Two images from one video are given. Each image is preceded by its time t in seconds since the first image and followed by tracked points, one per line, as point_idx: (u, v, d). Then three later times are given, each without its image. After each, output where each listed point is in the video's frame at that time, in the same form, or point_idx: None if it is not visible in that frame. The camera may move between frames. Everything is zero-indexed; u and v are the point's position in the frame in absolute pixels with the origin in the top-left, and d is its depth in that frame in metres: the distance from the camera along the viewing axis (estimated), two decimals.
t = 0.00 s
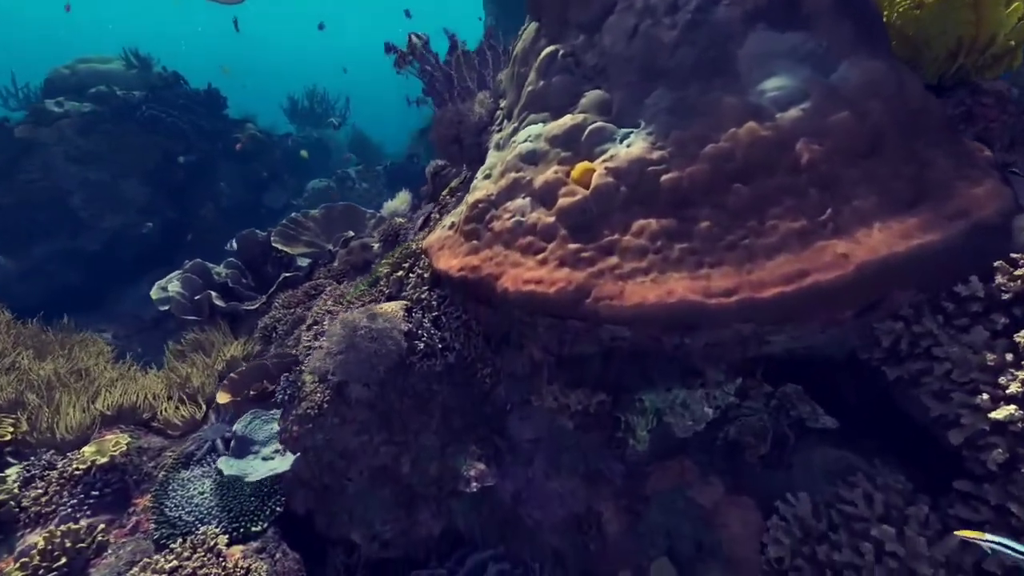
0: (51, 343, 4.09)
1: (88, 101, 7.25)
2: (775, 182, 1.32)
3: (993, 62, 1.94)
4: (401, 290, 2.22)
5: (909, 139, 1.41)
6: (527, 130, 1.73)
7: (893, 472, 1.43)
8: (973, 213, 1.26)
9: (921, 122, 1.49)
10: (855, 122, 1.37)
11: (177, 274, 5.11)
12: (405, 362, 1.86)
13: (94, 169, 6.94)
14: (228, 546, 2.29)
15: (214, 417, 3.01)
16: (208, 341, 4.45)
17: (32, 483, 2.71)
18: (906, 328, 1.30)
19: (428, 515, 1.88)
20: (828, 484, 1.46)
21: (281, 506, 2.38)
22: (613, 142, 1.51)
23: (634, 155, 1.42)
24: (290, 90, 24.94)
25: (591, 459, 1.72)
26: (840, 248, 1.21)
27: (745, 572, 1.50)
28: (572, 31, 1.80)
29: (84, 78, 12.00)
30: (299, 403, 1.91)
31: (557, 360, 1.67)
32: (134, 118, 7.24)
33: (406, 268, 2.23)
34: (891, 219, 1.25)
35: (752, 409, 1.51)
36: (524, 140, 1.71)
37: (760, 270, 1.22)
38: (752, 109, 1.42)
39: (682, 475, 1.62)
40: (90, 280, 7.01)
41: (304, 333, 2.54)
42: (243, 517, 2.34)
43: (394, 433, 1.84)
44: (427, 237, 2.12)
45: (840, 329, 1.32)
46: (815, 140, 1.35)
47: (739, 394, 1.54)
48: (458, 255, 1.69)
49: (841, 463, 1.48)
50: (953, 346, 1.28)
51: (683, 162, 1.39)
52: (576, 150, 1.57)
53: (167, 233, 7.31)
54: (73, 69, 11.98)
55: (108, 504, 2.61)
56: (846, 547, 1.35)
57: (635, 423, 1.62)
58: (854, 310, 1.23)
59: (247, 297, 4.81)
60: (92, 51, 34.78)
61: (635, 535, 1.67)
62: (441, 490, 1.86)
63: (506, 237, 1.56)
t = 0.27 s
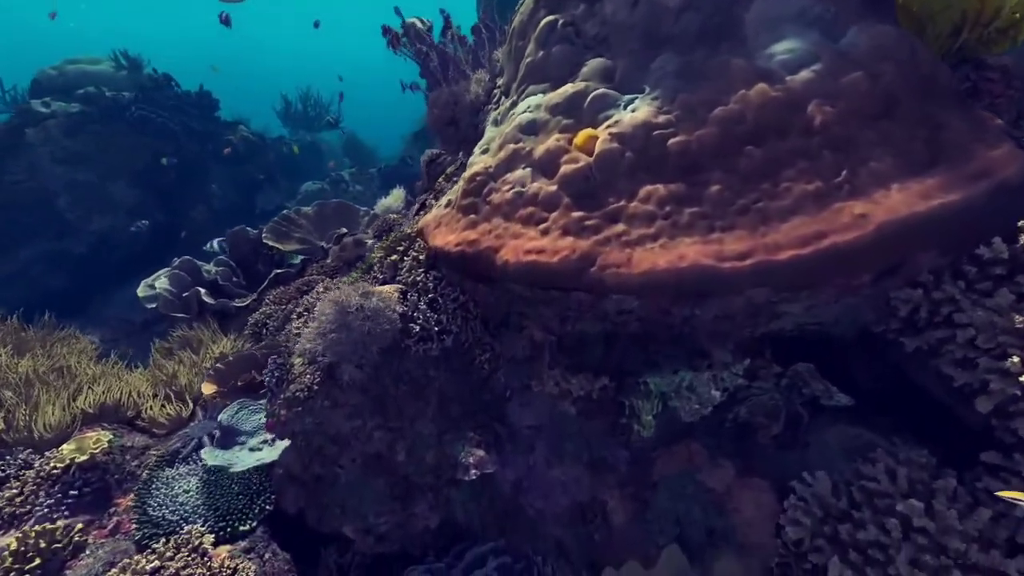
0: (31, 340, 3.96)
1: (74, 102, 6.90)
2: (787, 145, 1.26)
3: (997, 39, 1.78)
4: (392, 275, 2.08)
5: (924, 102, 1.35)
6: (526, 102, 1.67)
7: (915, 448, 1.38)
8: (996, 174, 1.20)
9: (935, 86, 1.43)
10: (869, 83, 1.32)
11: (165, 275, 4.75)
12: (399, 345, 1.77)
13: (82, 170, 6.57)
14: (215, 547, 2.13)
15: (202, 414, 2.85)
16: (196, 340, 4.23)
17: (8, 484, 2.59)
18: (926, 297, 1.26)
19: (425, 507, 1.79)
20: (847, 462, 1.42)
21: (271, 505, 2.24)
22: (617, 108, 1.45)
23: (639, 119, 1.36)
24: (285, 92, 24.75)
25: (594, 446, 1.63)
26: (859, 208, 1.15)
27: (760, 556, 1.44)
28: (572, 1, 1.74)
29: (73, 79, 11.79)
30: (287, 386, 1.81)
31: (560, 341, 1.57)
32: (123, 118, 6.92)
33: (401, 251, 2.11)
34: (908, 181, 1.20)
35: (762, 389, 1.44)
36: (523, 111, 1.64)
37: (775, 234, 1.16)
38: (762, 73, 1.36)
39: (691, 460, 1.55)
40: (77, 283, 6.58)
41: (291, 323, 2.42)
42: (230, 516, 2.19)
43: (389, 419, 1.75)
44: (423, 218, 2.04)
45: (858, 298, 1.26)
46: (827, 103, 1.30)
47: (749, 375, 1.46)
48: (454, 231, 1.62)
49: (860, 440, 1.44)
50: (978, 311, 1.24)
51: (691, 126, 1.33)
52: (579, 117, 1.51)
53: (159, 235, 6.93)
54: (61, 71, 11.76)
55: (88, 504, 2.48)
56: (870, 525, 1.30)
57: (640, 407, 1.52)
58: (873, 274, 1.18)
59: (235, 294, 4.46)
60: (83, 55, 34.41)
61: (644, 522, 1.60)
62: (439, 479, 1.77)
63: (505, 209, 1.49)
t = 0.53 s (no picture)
0: (11, 339, 3.85)
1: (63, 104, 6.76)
2: (797, 110, 1.22)
3: (999, 18, 1.64)
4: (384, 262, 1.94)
5: (935, 68, 1.31)
6: (525, 76, 1.62)
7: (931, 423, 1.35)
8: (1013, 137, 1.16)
9: (946, 53, 1.39)
10: (880, 48, 1.28)
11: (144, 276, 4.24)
12: (394, 329, 1.69)
13: (68, 171, 6.37)
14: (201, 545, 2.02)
15: (188, 411, 2.75)
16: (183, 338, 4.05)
17: None
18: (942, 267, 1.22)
19: (421, 498, 1.71)
20: (863, 440, 1.38)
21: (260, 504, 2.11)
22: (621, 76, 1.41)
23: (644, 86, 1.31)
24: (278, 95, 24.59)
25: (598, 432, 1.57)
26: (875, 171, 1.11)
27: (774, 540, 1.39)
28: None
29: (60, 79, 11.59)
30: (275, 369, 1.72)
31: (562, 321, 1.50)
32: (111, 117, 6.75)
33: (396, 236, 1.98)
34: (923, 144, 1.16)
35: (770, 368, 1.43)
36: (523, 85, 1.58)
37: (788, 198, 1.11)
38: (769, 38, 1.32)
39: (699, 444, 1.49)
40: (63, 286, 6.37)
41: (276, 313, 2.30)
42: (217, 515, 2.08)
43: (384, 405, 1.68)
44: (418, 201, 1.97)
45: (873, 267, 1.21)
46: (837, 68, 1.25)
47: (756, 357, 1.45)
48: (451, 208, 1.56)
49: (875, 418, 1.40)
50: (997, 279, 1.19)
51: (697, 92, 1.28)
52: (581, 87, 1.47)
53: (146, 236, 6.67)
54: (48, 71, 11.55)
55: (66, 505, 2.36)
56: (893, 503, 1.25)
57: (644, 392, 1.47)
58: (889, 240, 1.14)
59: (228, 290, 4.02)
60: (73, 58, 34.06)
61: (650, 509, 1.53)
62: (436, 469, 1.70)
63: (504, 182, 1.43)
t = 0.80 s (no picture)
0: None
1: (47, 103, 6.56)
2: (806, 77, 1.18)
3: None
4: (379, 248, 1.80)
5: (944, 38, 1.28)
6: (524, 52, 1.56)
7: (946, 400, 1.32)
8: None
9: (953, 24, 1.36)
10: (887, 16, 1.24)
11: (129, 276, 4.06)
12: (388, 314, 1.62)
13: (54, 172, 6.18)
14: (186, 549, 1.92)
15: (175, 410, 2.65)
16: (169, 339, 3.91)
17: None
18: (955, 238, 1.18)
19: (418, 491, 1.64)
20: (877, 419, 1.35)
21: (249, 504, 2.01)
22: (623, 48, 1.37)
23: (648, 55, 1.27)
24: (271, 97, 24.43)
25: (601, 419, 1.51)
26: (889, 136, 1.07)
27: (786, 525, 1.34)
28: None
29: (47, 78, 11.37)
30: (263, 354, 1.65)
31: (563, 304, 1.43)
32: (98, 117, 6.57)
33: (391, 223, 1.84)
34: (936, 111, 1.12)
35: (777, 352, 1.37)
36: (522, 60, 1.53)
37: (800, 165, 1.08)
38: (775, 7, 1.28)
39: (706, 429, 1.44)
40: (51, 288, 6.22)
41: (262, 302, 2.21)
42: (203, 517, 1.98)
43: (379, 392, 1.61)
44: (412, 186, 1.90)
45: (887, 239, 1.17)
46: (845, 35, 1.22)
47: (762, 341, 1.40)
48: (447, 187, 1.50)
49: (889, 397, 1.37)
50: (1015, 248, 1.15)
51: (703, 61, 1.24)
52: (581, 60, 1.43)
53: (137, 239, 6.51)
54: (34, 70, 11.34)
55: (44, 507, 2.24)
56: (915, 480, 1.21)
57: (647, 379, 1.41)
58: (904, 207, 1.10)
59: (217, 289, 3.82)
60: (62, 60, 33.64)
61: (656, 498, 1.48)
62: (433, 459, 1.63)
63: (503, 157, 1.38)
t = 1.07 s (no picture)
0: None
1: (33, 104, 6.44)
2: (814, 49, 1.15)
3: None
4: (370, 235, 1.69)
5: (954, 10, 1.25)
6: (522, 30, 1.53)
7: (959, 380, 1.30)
8: None
9: None
10: None
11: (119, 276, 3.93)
12: (383, 300, 1.55)
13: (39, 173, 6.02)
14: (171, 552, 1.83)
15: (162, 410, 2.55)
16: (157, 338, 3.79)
17: None
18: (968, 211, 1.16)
19: (415, 485, 1.58)
20: (889, 401, 1.32)
21: (240, 504, 1.92)
22: (624, 22, 1.34)
23: (650, 27, 1.24)
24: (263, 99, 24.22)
25: (605, 408, 1.46)
26: (900, 105, 1.05)
27: (798, 512, 1.30)
28: None
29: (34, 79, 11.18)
30: (252, 340, 1.58)
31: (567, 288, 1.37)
32: (86, 118, 6.47)
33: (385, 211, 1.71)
34: (947, 81, 1.10)
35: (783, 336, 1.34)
36: (521, 37, 1.50)
37: (810, 134, 1.04)
38: None
39: (712, 416, 1.40)
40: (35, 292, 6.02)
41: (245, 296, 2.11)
42: (191, 518, 1.89)
43: (374, 382, 1.55)
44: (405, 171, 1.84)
45: (898, 214, 1.14)
46: (852, 7, 1.19)
47: (766, 326, 1.36)
48: (442, 168, 1.45)
49: (900, 378, 1.35)
50: None
51: (707, 33, 1.22)
52: (582, 35, 1.40)
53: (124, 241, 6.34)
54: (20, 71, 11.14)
55: (22, 511, 2.14)
56: (934, 459, 1.18)
57: (651, 367, 1.36)
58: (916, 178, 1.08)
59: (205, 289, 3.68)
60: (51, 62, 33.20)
61: (663, 488, 1.43)
62: (431, 452, 1.57)
63: (502, 134, 1.33)
